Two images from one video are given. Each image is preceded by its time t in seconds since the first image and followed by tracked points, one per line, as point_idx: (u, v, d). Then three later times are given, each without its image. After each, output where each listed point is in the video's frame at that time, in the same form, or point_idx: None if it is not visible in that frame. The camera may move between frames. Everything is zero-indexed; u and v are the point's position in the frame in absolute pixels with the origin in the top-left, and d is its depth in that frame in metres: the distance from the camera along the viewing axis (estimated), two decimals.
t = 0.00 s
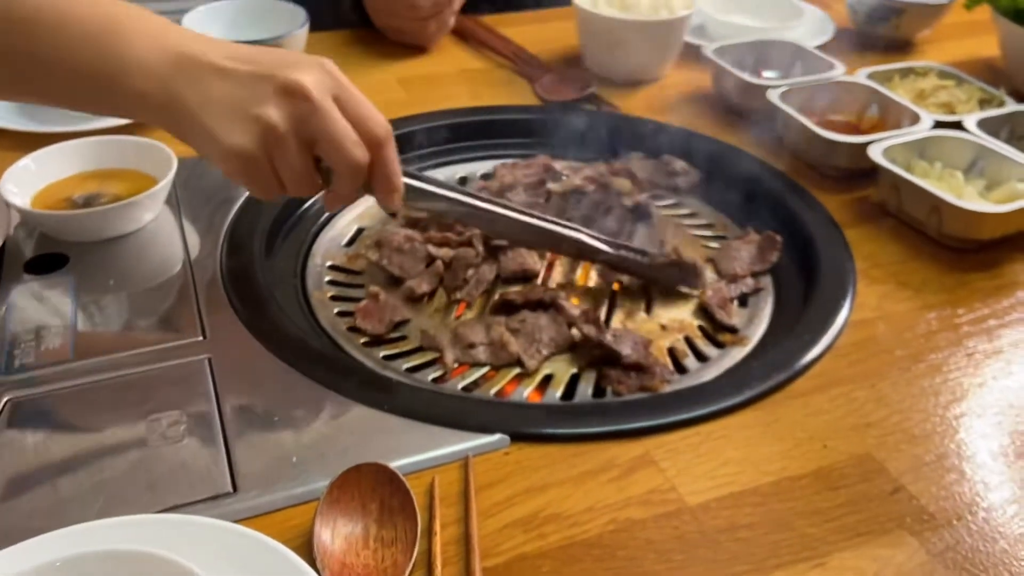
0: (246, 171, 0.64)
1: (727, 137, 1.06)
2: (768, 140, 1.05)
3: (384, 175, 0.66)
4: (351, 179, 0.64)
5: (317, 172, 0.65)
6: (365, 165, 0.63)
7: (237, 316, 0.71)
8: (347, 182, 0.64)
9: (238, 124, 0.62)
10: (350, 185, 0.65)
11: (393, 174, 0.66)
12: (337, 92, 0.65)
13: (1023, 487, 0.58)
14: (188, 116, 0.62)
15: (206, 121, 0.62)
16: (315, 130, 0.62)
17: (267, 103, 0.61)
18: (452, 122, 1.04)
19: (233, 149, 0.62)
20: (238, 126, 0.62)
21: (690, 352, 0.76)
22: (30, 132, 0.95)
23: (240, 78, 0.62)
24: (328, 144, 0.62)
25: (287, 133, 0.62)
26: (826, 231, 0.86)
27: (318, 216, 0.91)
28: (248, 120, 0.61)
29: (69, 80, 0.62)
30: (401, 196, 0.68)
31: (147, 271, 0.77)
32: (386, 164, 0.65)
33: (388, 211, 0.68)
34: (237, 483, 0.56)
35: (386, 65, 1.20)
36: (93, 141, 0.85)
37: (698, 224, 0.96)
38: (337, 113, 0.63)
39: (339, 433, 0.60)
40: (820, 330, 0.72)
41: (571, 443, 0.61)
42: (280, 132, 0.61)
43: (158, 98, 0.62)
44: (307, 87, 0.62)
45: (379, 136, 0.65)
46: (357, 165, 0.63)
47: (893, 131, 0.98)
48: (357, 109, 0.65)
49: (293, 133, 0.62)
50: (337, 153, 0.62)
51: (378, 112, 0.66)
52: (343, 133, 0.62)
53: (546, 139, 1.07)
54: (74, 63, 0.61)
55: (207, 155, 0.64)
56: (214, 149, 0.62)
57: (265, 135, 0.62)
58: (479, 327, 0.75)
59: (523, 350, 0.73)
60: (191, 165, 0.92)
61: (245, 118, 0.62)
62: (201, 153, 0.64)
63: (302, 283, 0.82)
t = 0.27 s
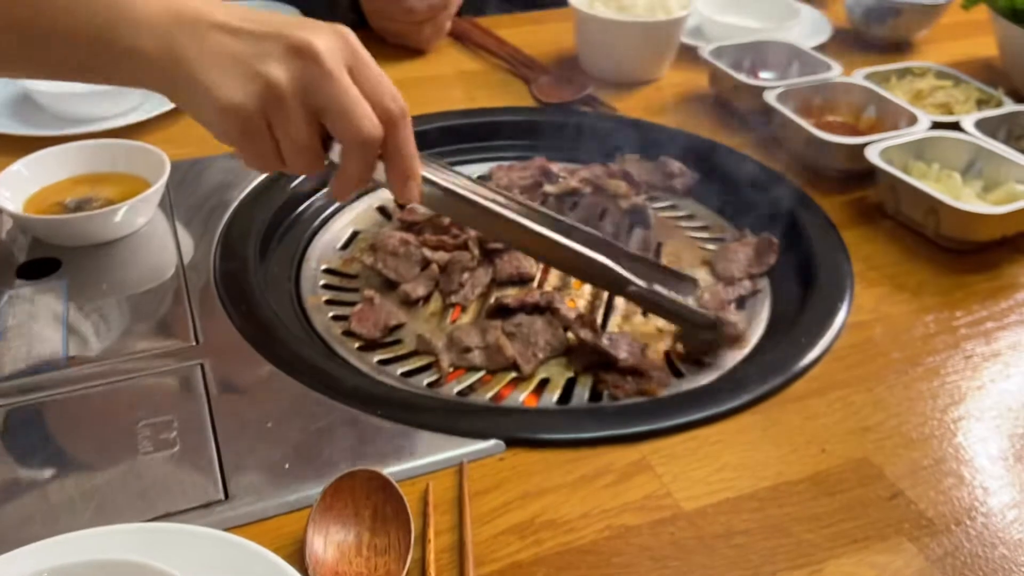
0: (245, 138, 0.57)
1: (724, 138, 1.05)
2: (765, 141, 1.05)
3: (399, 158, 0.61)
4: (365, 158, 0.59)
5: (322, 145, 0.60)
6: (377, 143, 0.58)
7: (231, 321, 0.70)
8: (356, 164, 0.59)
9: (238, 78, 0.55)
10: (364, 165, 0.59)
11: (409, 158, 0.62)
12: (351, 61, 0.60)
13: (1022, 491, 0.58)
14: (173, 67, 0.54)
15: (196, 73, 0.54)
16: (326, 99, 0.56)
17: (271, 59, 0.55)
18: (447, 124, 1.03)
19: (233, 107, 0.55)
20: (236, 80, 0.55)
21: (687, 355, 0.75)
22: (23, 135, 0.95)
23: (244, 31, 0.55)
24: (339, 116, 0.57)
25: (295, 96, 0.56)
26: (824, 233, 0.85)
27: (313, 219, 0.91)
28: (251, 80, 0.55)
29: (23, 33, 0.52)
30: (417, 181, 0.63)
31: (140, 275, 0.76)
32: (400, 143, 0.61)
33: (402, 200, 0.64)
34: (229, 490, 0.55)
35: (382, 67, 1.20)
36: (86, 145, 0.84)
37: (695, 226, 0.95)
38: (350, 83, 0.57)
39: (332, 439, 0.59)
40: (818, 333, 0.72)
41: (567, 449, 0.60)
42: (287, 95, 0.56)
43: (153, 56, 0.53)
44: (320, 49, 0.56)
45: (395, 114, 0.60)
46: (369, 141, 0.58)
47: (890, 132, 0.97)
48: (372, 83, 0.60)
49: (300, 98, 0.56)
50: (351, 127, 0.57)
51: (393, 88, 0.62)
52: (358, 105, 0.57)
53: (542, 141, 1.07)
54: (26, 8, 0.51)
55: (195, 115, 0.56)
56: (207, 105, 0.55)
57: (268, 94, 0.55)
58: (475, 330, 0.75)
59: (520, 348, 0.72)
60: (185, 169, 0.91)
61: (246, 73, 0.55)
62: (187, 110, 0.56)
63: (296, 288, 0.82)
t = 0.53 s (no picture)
0: (105, 132, 0.56)
1: (723, 141, 1.05)
2: (765, 144, 1.05)
3: (273, 181, 0.59)
4: (234, 175, 0.57)
5: (191, 153, 0.58)
6: (250, 156, 0.56)
7: (232, 324, 0.71)
8: (230, 177, 0.57)
9: (105, 70, 0.53)
10: (229, 182, 0.57)
11: (283, 181, 0.59)
12: (235, 66, 0.57)
13: (1021, 494, 0.58)
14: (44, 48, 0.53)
15: (64, 60, 0.53)
16: (196, 103, 0.54)
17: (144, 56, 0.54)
18: (447, 127, 1.04)
19: (93, 97, 0.53)
20: (102, 72, 0.53)
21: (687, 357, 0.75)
22: (25, 139, 0.95)
23: (121, 26, 0.54)
24: (207, 124, 0.54)
25: (160, 95, 0.54)
26: (823, 236, 0.86)
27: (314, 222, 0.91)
28: (120, 76, 0.53)
29: None
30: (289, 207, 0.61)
31: (142, 279, 0.77)
32: (275, 161, 0.58)
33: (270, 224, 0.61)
34: (231, 494, 0.55)
35: (382, 71, 1.20)
36: (88, 149, 0.85)
37: (694, 228, 0.96)
38: (228, 91, 0.55)
39: (334, 443, 0.59)
40: (817, 335, 0.72)
41: (568, 451, 0.60)
42: (151, 92, 0.54)
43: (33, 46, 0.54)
44: (198, 53, 0.54)
45: (274, 133, 0.58)
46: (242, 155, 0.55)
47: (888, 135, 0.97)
48: (256, 96, 0.58)
49: (166, 98, 0.54)
50: (220, 138, 0.55)
51: (278, 105, 0.59)
52: (230, 115, 0.55)
53: (542, 145, 1.07)
54: None
55: (56, 98, 0.56)
56: (70, 94, 0.54)
57: (133, 89, 0.54)
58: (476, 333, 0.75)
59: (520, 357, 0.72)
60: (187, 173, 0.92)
61: (113, 66, 0.53)
62: (51, 94, 0.56)
63: (297, 291, 0.82)
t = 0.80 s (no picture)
0: (102, 134, 0.58)
1: (724, 138, 1.05)
2: (766, 141, 1.05)
3: (267, 158, 0.57)
4: (227, 154, 0.56)
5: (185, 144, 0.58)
6: (241, 138, 0.55)
7: (235, 321, 0.71)
8: (225, 163, 0.57)
9: (92, 72, 0.55)
10: (224, 163, 0.56)
11: (279, 158, 0.57)
12: (216, 56, 0.58)
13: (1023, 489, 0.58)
14: (37, 64, 0.56)
15: (52, 67, 0.55)
16: (180, 91, 0.55)
17: (130, 55, 0.55)
18: (449, 125, 1.04)
19: (82, 99, 0.55)
20: (89, 75, 0.55)
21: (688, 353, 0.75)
22: (28, 136, 0.95)
23: (102, 26, 0.56)
24: (194, 112, 0.55)
25: (144, 89, 0.55)
26: (824, 232, 0.86)
27: (316, 220, 0.91)
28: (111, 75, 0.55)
29: None
30: (292, 184, 0.58)
31: (145, 276, 0.77)
32: (266, 141, 0.57)
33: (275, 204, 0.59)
34: (233, 489, 0.55)
35: (384, 69, 1.20)
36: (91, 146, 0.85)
37: (695, 225, 0.96)
38: (211, 77, 0.56)
39: (336, 439, 0.59)
40: (818, 331, 0.72)
41: (570, 447, 0.60)
42: (136, 86, 0.55)
43: (12, 51, 0.56)
44: (179, 45, 0.55)
45: (259, 112, 0.57)
46: (234, 137, 0.55)
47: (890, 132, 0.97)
48: (239, 82, 0.58)
49: (152, 92, 0.55)
50: (207, 119, 0.54)
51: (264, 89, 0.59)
52: (216, 98, 0.55)
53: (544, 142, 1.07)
54: None
55: (56, 113, 0.58)
56: (63, 100, 0.56)
57: (121, 88, 0.55)
58: (478, 330, 0.75)
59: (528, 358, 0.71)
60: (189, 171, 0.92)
61: (100, 67, 0.55)
62: (51, 109, 0.58)
63: (300, 288, 0.82)
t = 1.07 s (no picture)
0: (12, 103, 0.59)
1: (729, 136, 1.06)
2: (771, 139, 1.05)
3: (157, 142, 0.57)
4: (113, 136, 0.57)
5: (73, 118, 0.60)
6: (121, 116, 0.56)
7: (242, 319, 0.71)
8: (113, 142, 0.57)
9: None
10: (110, 145, 0.57)
11: (170, 143, 0.57)
12: (110, 35, 0.58)
13: None
14: None
15: None
16: (69, 66, 0.55)
17: (16, 26, 0.56)
18: (454, 124, 1.04)
19: None
20: None
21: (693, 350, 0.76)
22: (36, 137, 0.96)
23: None
24: (80, 86, 0.55)
25: (29, 60, 0.56)
26: (829, 229, 0.86)
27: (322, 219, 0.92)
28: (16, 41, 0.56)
29: None
30: (183, 170, 0.59)
31: (152, 274, 0.77)
32: (155, 123, 0.57)
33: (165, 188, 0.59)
34: (242, 486, 0.56)
35: (389, 68, 1.20)
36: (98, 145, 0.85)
37: (700, 223, 0.96)
38: (102, 57, 0.56)
39: (344, 436, 0.60)
40: (824, 328, 0.72)
41: (577, 444, 0.61)
42: (21, 58, 0.56)
43: None
44: (70, 19, 0.56)
45: (154, 95, 0.57)
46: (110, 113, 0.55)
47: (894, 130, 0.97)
48: (132, 64, 0.58)
49: (37, 65, 0.56)
50: (93, 97, 0.55)
51: (160, 73, 0.59)
52: (101, 76, 0.55)
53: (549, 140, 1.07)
54: None
55: None
56: None
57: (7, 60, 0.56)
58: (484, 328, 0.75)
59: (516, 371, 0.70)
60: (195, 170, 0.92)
61: None
62: None
63: (306, 287, 0.82)
